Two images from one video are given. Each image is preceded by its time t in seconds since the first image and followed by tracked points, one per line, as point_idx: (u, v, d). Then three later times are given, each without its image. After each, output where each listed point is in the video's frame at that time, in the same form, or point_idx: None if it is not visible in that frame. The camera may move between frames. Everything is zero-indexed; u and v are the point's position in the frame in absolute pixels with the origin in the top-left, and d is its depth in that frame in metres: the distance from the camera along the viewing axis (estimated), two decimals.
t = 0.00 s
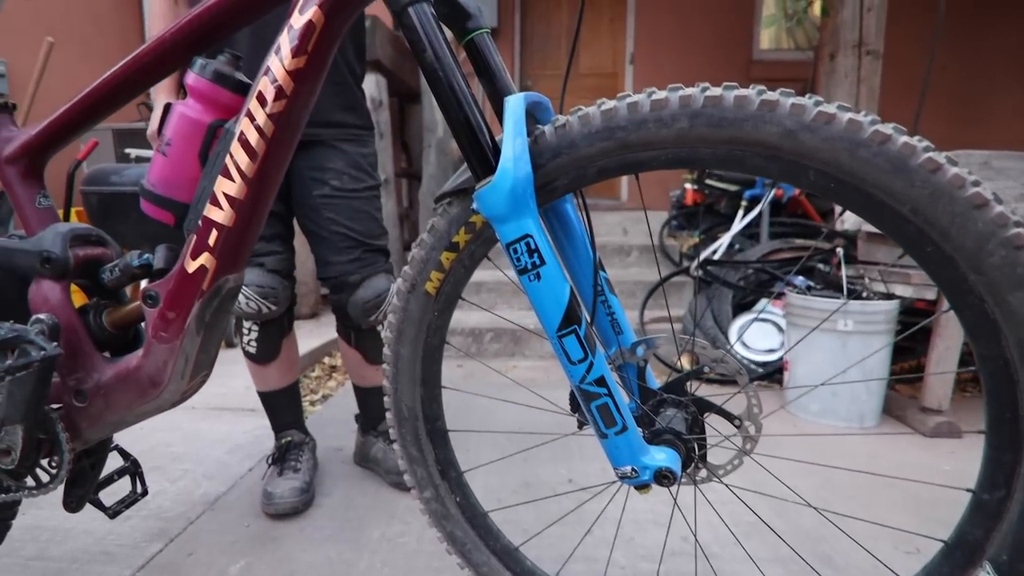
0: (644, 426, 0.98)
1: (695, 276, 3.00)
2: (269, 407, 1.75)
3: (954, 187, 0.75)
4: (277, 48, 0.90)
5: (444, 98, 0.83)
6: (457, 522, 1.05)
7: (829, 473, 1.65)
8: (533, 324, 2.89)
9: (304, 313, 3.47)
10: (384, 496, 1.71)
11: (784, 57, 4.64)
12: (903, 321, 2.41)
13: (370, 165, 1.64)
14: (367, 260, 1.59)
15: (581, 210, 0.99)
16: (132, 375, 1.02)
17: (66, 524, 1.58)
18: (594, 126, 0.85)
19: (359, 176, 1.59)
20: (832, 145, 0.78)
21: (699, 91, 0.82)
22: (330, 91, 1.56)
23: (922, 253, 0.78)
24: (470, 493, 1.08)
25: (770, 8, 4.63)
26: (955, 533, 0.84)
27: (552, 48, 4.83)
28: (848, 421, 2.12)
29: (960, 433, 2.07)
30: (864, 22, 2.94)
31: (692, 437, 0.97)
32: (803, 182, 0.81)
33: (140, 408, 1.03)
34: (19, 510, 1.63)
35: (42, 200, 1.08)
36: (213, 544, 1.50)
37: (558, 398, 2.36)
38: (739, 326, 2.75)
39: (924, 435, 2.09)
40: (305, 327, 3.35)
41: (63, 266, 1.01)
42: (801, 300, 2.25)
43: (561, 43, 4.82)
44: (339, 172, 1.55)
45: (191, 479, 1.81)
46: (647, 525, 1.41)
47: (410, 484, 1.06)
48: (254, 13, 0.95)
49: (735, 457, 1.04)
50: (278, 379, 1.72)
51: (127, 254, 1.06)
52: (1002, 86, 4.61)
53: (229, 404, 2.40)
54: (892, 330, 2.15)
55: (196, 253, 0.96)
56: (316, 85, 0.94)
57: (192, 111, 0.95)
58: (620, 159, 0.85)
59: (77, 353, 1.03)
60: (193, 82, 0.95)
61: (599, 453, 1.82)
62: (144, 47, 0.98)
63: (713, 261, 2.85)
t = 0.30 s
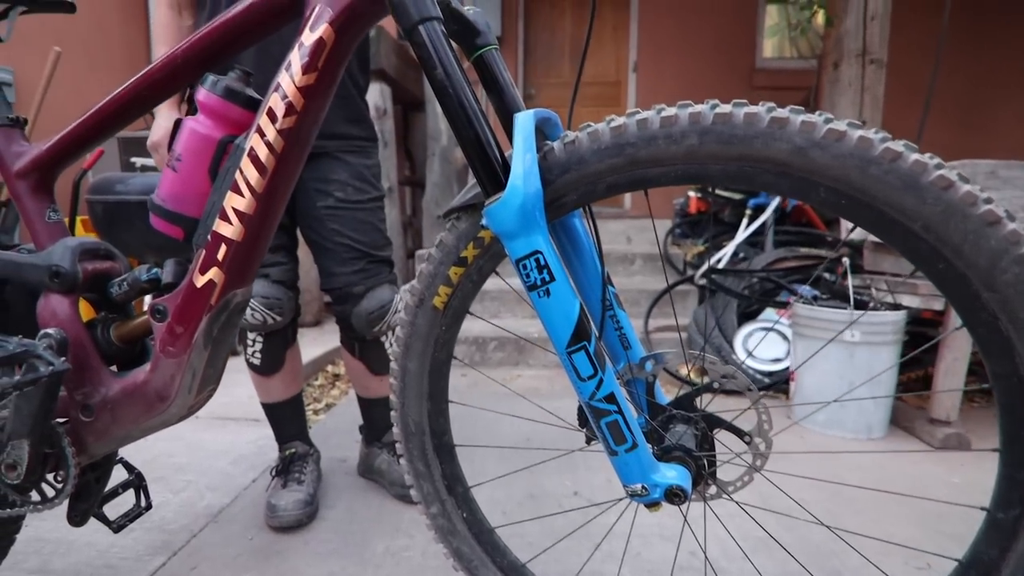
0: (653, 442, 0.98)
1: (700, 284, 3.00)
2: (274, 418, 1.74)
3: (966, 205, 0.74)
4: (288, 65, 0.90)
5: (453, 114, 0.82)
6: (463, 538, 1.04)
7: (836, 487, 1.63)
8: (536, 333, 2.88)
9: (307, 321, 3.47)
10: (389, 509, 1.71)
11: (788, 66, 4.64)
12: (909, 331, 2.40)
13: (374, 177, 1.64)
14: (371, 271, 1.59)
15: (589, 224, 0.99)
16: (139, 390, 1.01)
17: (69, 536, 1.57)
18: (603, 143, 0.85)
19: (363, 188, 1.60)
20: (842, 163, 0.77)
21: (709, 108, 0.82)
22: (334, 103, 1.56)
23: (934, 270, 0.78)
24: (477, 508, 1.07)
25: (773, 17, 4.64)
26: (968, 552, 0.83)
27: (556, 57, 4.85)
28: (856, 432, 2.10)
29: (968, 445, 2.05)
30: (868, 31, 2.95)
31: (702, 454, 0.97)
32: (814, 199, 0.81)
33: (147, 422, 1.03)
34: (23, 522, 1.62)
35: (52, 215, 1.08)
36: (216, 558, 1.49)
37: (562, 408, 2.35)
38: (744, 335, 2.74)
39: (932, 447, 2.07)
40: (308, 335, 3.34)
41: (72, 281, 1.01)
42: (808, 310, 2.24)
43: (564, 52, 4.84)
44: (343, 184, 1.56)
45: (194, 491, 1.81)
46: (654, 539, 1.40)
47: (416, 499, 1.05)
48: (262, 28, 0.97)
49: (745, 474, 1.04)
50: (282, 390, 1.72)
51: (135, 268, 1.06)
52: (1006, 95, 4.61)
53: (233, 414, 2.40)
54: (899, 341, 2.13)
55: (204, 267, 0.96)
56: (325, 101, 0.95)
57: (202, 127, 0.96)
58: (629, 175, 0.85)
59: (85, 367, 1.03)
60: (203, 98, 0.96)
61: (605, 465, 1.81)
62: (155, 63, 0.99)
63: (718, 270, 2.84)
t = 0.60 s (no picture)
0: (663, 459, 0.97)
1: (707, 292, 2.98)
2: (279, 426, 1.73)
3: (986, 223, 0.73)
4: (298, 76, 0.90)
5: (465, 128, 0.82)
6: (470, 553, 1.03)
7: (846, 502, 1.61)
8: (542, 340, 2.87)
9: (313, 326, 3.47)
10: (394, 519, 1.69)
11: (795, 72, 4.63)
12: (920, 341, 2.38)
13: (381, 185, 1.64)
14: (377, 279, 1.58)
15: (600, 237, 0.98)
16: (145, 402, 1.01)
17: (73, 544, 1.56)
18: (615, 157, 0.84)
19: (370, 196, 1.59)
20: (859, 179, 0.76)
21: (723, 122, 0.81)
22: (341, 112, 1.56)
23: (952, 288, 0.77)
24: (484, 523, 1.06)
25: (779, 24, 4.63)
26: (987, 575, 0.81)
27: (562, 63, 4.85)
28: (864, 443, 2.09)
29: (981, 458, 2.02)
30: (876, 39, 2.93)
31: (713, 471, 0.96)
32: (829, 215, 0.80)
33: (153, 434, 1.02)
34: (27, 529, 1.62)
35: (61, 224, 1.07)
36: (220, 567, 1.48)
37: (568, 416, 2.33)
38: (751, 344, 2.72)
39: (943, 460, 2.04)
40: (314, 340, 3.34)
41: (80, 291, 1.01)
42: (818, 320, 2.22)
43: (571, 57, 4.84)
44: (350, 192, 1.55)
45: (199, 498, 1.80)
46: (662, 553, 1.39)
47: (422, 513, 1.04)
48: (273, 41, 0.97)
49: (756, 491, 1.03)
50: (287, 398, 1.71)
51: (143, 278, 1.05)
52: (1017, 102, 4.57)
53: (238, 420, 2.39)
54: (909, 353, 2.11)
55: (212, 279, 0.95)
56: (335, 112, 0.94)
57: (212, 138, 0.95)
58: (640, 190, 0.84)
59: (92, 378, 1.03)
60: (213, 109, 0.96)
61: (612, 475, 1.79)
62: (165, 74, 0.99)
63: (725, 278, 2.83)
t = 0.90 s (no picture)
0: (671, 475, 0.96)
1: (711, 299, 2.99)
2: (282, 436, 1.72)
3: (998, 240, 0.72)
4: (305, 90, 0.90)
5: (472, 142, 0.81)
6: (475, 569, 1.02)
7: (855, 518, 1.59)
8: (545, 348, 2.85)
9: (315, 332, 3.47)
10: (396, 530, 1.68)
11: (797, 79, 4.61)
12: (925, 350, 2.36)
13: (386, 194, 1.63)
14: (381, 288, 1.58)
15: (607, 250, 0.97)
16: (149, 416, 1.00)
17: (75, 554, 1.56)
18: (622, 172, 0.83)
19: (375, 206, 1.59)
20: (869, 196, 0.75)
21: (732, 137, 0.81)
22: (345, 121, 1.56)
23: (964, 305, 0.76)
24: (489, 538, 1.05)
25: (782, 30, 4.64)
26: None
27: (565, 69, 4.85)
28: (871, 455, 2.06)
29: (988, 468, 2.00)
30: (880, 46, 2.93)
31: (721, 488, 0.96)
32: (840, 231, 0.79)
33: (157, 447, 1.01)
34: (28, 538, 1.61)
35: (66, 236, 1.07)
36: None
37: (571, 424, 2.32)
38: (755, 352, 2.71)
39: (950, 471, 2.02)
40: (316, 346, 3.33)
41: (84, 303, 1.00)
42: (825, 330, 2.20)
43: (574, 63, 4.84)
44: (354, 202, 1.55)
45: (200, 508, 1.79)
46: (668, 566, 1.38)
47: (427, 528, 1.03)
48: (280, 53, 0.96)
49: (765, 508, 1.02)
50: (290, 408, 1.71)
51: (148, 291, 1.05)
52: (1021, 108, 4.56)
53: (240, 427, 2.38)
54: (916, 362, 2.09)
55: (218, 292, 0.95)
56: (342, 125, 0.94)
57: (218, 151, 0.95)
58: (647, 204, 0.84)
59: (95, 392, 1.02)
60: (220, 121, 0.95)
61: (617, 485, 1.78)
62: (172, 87, 0.98)
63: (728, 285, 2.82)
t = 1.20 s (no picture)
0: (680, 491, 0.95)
1: (717, 307, 2.93)
2: (288, 445, 1.72)
3: (1013, 256, 0.71)
4: (313, 103, 0.89)
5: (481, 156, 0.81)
6: None
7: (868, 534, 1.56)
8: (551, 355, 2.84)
9: (320, 338, 3.46)
10: (402, 540, 1.67)
11: (803, 85, 4.61)
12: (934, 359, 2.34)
13: (393, 203, 1.63)
14: (388, 297, 1.57)
15: (615, 262, 0.96)
16: (155, 428, 1.00)
17: (79, 563, 1.55)
18: (630, 186, 0.83)
19: (383, 214, 1.58)
20: (881, 211, 0.74)
21: (740, 152, 0.80)
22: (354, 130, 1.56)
23: (979, 321, 0.75)
24: (495, 552, 1.04)
25: (788, 36, 4.63)
26: None
27: (570, 76, 4.86)
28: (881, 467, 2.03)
29: (999, 480, 1.98)
30: (886, 52, 2.92)
31: (731, 504, 0.95)
32: (851, 246, 0.78)
33: (162, 459, 1.01)
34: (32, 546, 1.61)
35: (72, 247, 1.07)
36: None
37: (576, 432, 2.31)
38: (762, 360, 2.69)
39: (960, 482, 2.00)
40: (321, 352, 3.33)
41: (90, 315, 1.00)
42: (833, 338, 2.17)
43: (578, 69, 4.84)
44: (362, 210, 1.55)
45: (205, 516, 1.78)
46: None
47: (433, 542, 1.02)
48: (288, 65, 0.96)
49: (776, 524, 1.02)
50: (296, 417, 1.70)
51: (154, 302, 1.05)
52: None
53: (245, 434, 2.38)
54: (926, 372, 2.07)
55: (224, 305, 0.94)
56: (349, 137, 0.94)
57: (225, 163, 0.95)
58: (656, 219, 0.83)
59: (101, 404, 1.02)
60: (227, 133, 0.95)
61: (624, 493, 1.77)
62: (179, 99, 0.98)
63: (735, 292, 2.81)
